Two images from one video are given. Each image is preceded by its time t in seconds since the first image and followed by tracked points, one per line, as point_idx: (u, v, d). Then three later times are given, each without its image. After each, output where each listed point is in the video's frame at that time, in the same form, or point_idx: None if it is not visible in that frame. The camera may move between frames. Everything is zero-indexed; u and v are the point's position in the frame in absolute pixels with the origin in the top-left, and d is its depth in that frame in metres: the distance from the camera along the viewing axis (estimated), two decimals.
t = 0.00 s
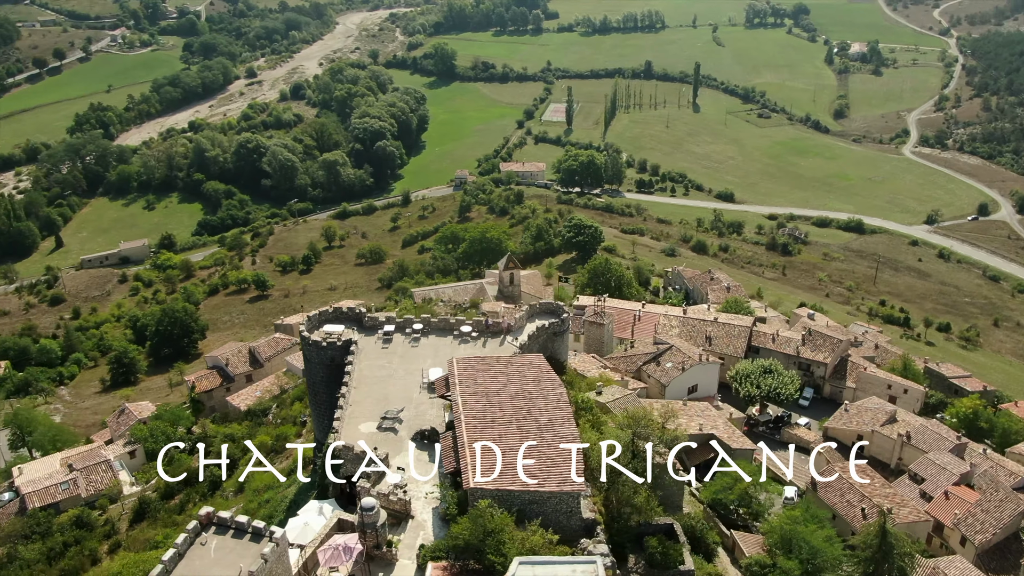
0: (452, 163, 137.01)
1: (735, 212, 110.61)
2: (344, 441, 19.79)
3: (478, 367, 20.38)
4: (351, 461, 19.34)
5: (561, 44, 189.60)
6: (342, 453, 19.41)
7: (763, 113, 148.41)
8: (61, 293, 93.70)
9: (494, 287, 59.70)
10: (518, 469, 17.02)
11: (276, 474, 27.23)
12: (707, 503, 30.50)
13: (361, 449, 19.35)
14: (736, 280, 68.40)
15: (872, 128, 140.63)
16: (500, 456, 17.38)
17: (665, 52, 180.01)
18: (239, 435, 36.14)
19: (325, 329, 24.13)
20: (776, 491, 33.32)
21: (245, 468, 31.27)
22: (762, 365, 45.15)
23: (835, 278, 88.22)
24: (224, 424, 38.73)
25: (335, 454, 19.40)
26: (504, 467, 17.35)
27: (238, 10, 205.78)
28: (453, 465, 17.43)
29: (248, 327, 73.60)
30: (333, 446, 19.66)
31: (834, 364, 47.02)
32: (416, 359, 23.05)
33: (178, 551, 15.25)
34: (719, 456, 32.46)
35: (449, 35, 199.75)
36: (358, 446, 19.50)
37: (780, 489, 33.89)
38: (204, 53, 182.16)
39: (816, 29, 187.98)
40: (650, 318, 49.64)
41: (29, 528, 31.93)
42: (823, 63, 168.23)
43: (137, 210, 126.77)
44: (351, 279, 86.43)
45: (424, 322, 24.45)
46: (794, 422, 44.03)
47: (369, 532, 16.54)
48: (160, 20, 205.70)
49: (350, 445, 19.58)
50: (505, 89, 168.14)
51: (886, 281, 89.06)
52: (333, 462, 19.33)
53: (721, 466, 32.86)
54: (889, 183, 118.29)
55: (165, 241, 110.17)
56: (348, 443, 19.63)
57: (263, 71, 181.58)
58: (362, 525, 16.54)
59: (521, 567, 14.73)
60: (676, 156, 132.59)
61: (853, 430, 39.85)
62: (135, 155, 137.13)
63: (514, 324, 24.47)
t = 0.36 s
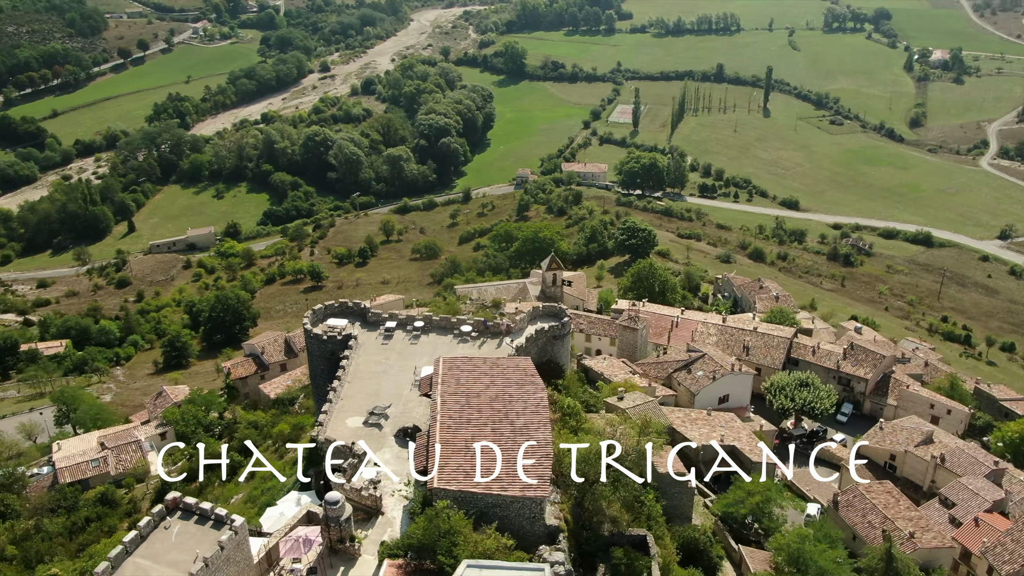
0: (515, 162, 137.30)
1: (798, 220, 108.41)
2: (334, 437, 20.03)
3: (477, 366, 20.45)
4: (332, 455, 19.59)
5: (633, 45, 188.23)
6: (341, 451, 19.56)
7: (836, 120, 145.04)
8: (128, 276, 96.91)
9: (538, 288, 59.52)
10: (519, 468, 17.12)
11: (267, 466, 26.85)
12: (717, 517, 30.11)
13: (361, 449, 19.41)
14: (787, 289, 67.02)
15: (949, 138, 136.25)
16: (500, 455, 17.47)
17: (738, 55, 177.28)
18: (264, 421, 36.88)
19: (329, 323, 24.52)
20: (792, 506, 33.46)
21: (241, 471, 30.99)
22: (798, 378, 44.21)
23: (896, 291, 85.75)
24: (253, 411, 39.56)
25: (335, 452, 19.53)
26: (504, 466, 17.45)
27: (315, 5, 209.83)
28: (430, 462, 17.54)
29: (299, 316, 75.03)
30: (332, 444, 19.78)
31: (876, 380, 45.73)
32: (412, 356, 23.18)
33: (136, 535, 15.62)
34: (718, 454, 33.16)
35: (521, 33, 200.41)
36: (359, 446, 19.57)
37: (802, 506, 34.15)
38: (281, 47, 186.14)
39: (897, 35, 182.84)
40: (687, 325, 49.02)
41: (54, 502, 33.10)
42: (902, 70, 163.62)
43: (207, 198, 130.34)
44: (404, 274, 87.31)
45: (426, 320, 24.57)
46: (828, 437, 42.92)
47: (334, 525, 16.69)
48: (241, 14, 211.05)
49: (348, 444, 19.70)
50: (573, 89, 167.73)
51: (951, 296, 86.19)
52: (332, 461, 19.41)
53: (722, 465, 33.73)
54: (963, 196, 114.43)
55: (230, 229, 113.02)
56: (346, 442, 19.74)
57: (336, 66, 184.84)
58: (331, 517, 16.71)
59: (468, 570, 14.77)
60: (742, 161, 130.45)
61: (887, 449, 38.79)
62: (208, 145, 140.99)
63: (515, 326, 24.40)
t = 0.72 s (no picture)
0: (579, 162, 136.81)
1: (863, 231, 105.68)
2: (319, 431, 20.16)
3: (472, 368, 20.52)
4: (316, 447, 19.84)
5: (706, 47, 185.76)
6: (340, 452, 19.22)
7: (911, 129, 140.82)
8: (192, 262, 99.66)
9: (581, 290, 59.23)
10: (517, 468, 17.51)
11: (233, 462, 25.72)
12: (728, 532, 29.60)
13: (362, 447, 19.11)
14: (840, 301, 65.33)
15: None
16: (499, 457, 17.74)
17: (813, 60, 173.44)
18: (289, 410, 37.48)
19: (333, 317, 24.78)
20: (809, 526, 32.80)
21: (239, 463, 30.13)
22: (835, 394, 43.06)
23: (961, 308, 82.82)
24: (281, 399, 40.20)
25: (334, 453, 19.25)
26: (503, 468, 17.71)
27: (391, 2, 212.44)
28: (399, 458, 17.77)
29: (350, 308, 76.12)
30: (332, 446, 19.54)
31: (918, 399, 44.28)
32: (409, 353, 23.27)
33: (107, 516, 16.60)
34: (719, 456, 32.82)
35: (594, 33, 199.76)
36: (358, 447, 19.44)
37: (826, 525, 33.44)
38: (355, 42, 188.91)
39: (983, 43, 176.63)
40: (725, 334, 48.18)
41: (84, 477, 34.16)
42: (985, 79, 157.99)
43: (274, 188, 133.24)
44: (457, 270, 87.79)
45: (428, 318, 24.60)
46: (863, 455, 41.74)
47: (300, 517, 16.87)
48: (318, 9, 215.20)
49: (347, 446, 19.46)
50: (643, 91, 166.32)
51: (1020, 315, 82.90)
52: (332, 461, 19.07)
53: (722, 464, 33.31)
54: None
55: (294, 220, 115.25)
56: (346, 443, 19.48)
57: (408, 62, 186.87)
58: (299, 511, 16.83)
59: (415, 570, 14.82)
60: (810, 169, 127.62)
61: (919, 471, 37.59)
62: (278, 136, 144.09)
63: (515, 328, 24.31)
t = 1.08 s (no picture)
0: (643, 164, 135.60)
1: (931, 244, 102.43)
2: (306, 423, 20.42)
3: (463, 368, 20.62)
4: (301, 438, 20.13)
5: (782, 51, 182.11)
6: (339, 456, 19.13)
7: (992, 140, 135.77)
8: (254, 251, 102.00)
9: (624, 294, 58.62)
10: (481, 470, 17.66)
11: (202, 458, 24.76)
12: (736, 545, 29.31)
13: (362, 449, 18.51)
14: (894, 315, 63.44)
15: None
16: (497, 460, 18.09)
17: (892, 67, 168.53)
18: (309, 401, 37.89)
19: (339, 311, 25.09)
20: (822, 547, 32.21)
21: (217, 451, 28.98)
22: (872, 410, 41.91)
23: None
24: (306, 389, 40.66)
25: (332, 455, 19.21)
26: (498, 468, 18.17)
27: None
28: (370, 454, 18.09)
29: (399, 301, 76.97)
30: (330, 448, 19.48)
31: (962, 420, 42.61)
32: (406, 350, 23.35)
33: (80, 493, 19.02)
34: (721, 458, 32.88)
35: (667, 35, 197.89)
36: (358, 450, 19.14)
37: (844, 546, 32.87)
38: (428, 38, 190.46)
39: None
40: (764, 344, 47.25)
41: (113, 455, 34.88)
42: None
43: (340, 181, 135.50)
44: (510, 269, 87.93)
45: (429, 315, 24.67)
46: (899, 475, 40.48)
47: (268, 508, 17.22)
48: (394, 5, 218.08)
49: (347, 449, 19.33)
50: (714, 94, 163.94)
51: None
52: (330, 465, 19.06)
53: (721, 464, 33.39)
54: None
55: (356, 213, 116.93)
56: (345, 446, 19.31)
57: (479, 60, 187.79)
58: (267, 502, 17.16)
59: (362, 566, 15.12)
60: (881, 178, 124.21)
61: (952, 495, 36.42)
62: (346, 130, 146.42)
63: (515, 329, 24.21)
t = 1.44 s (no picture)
0: (707, 168, 133.75)
1: (1002, 260, 98.64)
2: (294, 415, 20.73)
3: (453, 366, 20.68)
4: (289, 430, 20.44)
5: (859, 57, 177.53)
6: (342, 452, 18.28)
7: None
8: (313, 242, 103.81)
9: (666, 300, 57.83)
10: (449, 470, 17.72)
11: (200, 456, 24.70)
12: (744, 560, 28.66)
13: (363, 449, 18.20)
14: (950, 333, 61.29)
15: None
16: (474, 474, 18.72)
17: (976, 75, 162.71)
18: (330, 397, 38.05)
19: (345, 306, 25.39)
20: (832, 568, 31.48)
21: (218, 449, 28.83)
22: (908, 430, 40.58)
23: None
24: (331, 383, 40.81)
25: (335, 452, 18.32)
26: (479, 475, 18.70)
27: None
28: (344, 449, 18.37)
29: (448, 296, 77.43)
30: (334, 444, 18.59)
31: (1006, 445, 40.68)
32: (404, 346, 23.50)
33: (55, 473, 19.67)
34: (719, 456, 32.68)
35: (741, 37, 194.79)
36: (360, 447, 18.28)
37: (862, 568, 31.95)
38: (499, 36, 191.12)
39: None
40: (802, 356, 46.25)
41: (140, 436, 35.66)
42: None
43: (403, 176, 136.96)
44: (562, 269, 87.67)
45: (433, 313, 24.79)
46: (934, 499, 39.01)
47: (238, 495, 17.96)
48: (468, 3, 219.53)
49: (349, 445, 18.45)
50: (785, 98, 160.75)
51: None
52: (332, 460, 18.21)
53: (723, 465, 33.19)
54: None
55: (416, 208, 117.98)
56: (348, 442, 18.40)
57: (549, 59, 187.62)
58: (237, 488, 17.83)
59: (312, 560, 15.05)
60: (954, 190, 120.12)
61: (983, 522, 35.15)
62: (412, 126, 147.91)
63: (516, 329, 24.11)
